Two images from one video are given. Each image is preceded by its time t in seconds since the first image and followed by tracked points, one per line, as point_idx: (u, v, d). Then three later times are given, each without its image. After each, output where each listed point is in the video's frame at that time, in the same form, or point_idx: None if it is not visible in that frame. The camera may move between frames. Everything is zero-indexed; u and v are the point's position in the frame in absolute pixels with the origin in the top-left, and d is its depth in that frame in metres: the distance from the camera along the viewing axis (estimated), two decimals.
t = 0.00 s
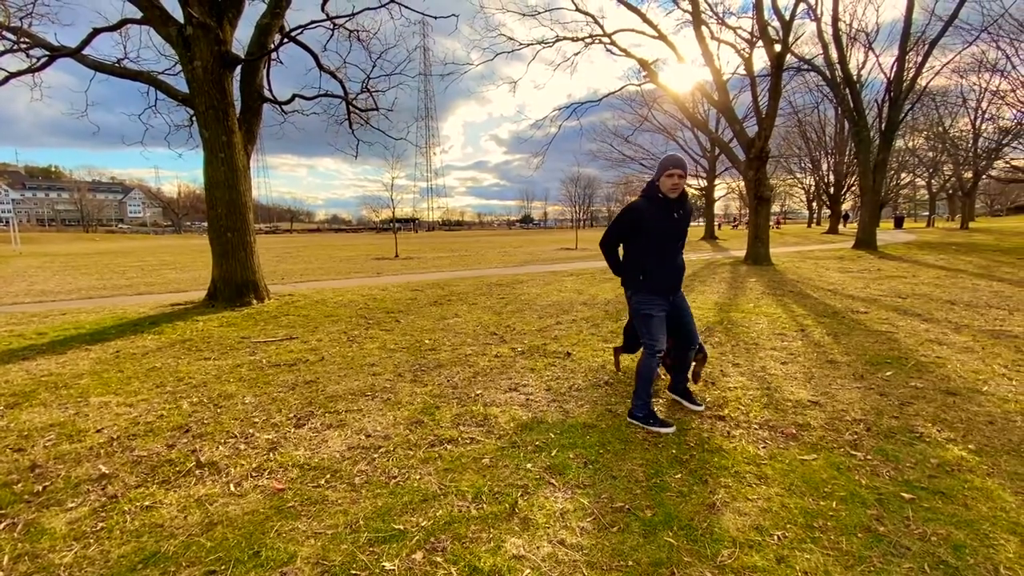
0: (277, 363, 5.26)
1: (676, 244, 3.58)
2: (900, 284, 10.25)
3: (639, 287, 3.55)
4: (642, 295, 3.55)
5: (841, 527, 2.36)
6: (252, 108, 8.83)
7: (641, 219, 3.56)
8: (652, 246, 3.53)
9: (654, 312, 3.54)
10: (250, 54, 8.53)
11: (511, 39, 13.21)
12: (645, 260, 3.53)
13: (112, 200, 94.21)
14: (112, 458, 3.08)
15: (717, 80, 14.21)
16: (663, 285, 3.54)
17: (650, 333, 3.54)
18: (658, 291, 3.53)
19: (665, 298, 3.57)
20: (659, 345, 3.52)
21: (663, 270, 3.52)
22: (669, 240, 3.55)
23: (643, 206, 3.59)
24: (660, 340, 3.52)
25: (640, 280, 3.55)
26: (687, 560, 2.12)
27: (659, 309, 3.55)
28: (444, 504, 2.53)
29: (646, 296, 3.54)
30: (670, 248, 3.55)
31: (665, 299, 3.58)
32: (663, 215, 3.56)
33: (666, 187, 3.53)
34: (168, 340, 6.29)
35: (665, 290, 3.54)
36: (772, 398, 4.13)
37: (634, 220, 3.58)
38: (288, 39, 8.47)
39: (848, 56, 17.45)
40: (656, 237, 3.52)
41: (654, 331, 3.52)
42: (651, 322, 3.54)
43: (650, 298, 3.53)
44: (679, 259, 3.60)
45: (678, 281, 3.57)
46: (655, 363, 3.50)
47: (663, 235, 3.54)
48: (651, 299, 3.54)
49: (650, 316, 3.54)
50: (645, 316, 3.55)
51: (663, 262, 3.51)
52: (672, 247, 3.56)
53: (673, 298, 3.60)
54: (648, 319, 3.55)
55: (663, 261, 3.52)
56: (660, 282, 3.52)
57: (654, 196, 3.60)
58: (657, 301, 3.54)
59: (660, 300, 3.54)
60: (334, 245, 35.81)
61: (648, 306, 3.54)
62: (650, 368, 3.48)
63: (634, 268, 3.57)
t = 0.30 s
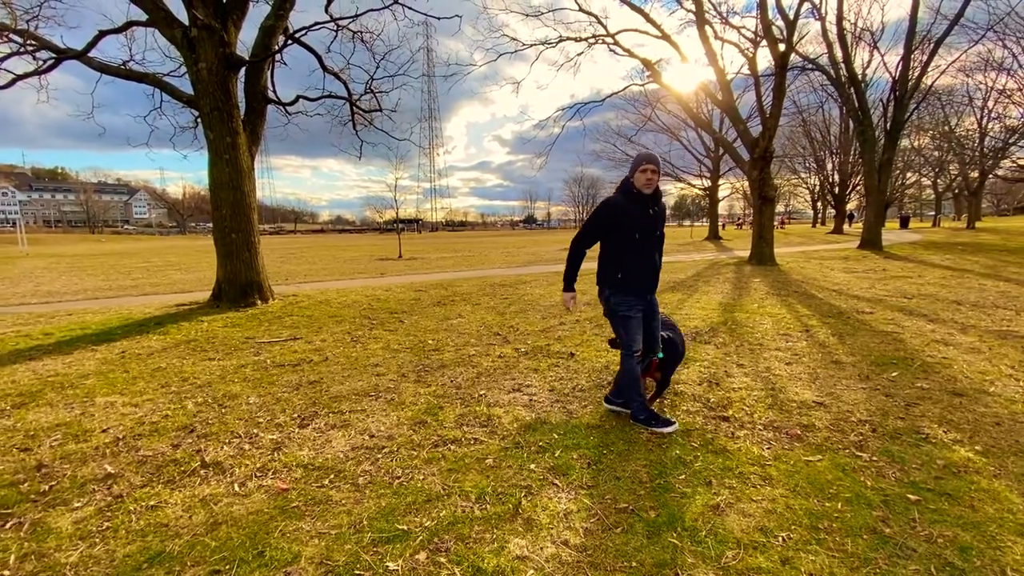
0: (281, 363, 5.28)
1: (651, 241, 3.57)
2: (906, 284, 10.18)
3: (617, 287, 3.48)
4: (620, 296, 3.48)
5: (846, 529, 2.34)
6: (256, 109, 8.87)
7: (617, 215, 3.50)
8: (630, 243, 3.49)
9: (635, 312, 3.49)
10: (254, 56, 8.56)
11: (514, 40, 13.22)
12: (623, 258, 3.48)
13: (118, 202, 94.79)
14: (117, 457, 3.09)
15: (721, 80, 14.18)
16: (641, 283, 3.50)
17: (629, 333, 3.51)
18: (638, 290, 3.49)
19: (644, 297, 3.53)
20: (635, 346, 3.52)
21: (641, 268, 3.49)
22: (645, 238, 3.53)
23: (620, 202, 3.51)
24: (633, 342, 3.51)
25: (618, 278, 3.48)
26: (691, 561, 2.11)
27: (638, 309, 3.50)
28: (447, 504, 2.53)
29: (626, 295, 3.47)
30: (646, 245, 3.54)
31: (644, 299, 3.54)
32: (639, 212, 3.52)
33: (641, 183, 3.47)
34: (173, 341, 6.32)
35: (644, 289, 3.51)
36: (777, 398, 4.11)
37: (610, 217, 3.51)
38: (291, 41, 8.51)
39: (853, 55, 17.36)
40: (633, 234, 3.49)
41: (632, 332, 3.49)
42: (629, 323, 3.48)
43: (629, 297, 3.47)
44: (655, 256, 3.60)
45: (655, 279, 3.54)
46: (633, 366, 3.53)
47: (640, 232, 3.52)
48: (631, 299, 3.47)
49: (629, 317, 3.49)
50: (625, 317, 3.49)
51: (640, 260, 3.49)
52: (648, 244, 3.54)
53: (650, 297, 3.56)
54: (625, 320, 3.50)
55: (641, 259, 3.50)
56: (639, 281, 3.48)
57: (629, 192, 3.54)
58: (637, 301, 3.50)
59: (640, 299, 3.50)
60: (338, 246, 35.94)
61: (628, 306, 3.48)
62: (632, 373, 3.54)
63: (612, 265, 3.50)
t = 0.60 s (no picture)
0: (289, 363, 5.32)
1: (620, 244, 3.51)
2: (918, 285, 10.07)
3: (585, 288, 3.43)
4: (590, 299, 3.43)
5: (855, 532, 2.32)
6: (264, 111, 8.95)
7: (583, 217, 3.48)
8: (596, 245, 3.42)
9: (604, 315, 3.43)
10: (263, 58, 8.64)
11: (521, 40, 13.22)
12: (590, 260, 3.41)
13: (129, 203, 95.89)
14: (128, 456, 3.13)
15: (729, 79, 14.09)
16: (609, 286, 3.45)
17: (615, 337, 3.45)
18: (604, 292, 3.44)
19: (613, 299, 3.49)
20: (629, 347, 3.48)
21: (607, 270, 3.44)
22: (613, 240, 3.47)
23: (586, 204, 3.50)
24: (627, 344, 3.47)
25: (583, 279, 3.42)
26: (697, 563, 2.10)
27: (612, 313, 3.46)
28: (454, 504, 2.54)
29: (594, 297, 3.42)
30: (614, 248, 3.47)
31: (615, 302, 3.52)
32: (607, 215, 3.48)
33: (610, 189, 3.49)
34: (182, 340, 6.39)
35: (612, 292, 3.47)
36: (785, 400, 4.08)
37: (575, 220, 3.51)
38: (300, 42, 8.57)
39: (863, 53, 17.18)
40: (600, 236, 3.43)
41: (619, 335, 3.45)
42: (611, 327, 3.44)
43: (599, 301, 3.43)
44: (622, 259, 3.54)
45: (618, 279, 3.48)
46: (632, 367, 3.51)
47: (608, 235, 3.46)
48: (599, 301, 3.43)
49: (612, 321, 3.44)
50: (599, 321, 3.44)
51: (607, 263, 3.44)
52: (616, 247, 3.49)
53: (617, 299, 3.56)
54: (605, 324, 3.46)
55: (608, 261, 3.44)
56: (604, 282, 3.43)
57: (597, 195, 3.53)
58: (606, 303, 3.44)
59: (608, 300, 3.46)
60: (345, 246, 36.13)
61: (600, 307, 3.43)
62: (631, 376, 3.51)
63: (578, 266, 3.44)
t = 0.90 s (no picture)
0: (300, 361, 5.36)
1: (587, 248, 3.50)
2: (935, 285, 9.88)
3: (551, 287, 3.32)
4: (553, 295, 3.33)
5: (869, 535, 2.29)
6: (276, 112, 9.04)
7: (556, 218, 3.34)
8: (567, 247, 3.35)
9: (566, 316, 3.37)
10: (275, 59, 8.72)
11: (531, 40, 13.21)
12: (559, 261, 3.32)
13: (145, 203, 97.39)
14: (144, 451, 3.18)
15: (741, 77, 13.94)
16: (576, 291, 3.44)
17: (566, 335, 3.38)
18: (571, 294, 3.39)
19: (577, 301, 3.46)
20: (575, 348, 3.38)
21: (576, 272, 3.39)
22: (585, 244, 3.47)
23: (559, 203, 3.36)
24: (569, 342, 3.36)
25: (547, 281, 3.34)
26: (708, 564, 2.09)
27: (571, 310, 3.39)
28: (463, 502, 2.55)
29: (559, 298, 3.34)
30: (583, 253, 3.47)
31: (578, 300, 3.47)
32: (581, 219, 3.42)
33: (584, 191, 3.40)
34: (196, 338, 6.48)
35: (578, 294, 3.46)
36: (797, 401, 4.03)
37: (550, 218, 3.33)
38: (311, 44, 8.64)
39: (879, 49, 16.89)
40: (570, 238, 3.37)
41: (570, 334, 3.37)
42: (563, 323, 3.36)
43: (562, 298, 3.35)
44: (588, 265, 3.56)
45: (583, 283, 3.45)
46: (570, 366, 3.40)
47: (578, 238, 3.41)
48: (564, 301, 3.35)
49: (565, 319, 3.37)
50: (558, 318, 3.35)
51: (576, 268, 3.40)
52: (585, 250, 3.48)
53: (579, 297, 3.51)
54: (560, 321, 3.38)
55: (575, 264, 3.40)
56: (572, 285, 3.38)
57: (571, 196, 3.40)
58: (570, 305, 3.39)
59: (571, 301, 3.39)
60: (356, 245, 36.35)
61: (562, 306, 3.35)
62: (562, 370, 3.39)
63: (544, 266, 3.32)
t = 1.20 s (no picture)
0: (314, 358, 5.42)
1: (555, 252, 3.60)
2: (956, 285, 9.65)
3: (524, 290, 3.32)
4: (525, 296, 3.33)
5: (886, 539, 2.24)
6: (291, 111, 9.14)
7: (531, 222, 3.35)
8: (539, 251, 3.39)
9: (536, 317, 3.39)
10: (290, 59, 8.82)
11: (543, 38, 13.18)
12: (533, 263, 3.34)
13: (163, 202, 99.24)
14: (161, 446, 3.25)
15: (757, 73, 13.75)
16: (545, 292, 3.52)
17: (533, 333, 3.39)
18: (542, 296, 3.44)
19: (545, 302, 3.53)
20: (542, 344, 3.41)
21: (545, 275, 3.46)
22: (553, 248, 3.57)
23: (533, 207, 3.37)
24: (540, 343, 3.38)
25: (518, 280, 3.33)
26: (720, 566, 2.07)
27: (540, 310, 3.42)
28: (473, 500, 2.55)
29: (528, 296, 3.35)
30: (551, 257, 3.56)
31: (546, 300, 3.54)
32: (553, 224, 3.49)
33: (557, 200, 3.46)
34: (213, 335, 6.59)
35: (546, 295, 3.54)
36: (813, 402, 3.97)
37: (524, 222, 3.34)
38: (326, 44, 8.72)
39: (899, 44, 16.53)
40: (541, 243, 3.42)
41: (537, 331, 3.39)
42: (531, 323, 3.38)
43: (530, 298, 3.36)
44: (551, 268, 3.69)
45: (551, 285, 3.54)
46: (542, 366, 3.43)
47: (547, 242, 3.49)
48: (533, 300, 3.37)
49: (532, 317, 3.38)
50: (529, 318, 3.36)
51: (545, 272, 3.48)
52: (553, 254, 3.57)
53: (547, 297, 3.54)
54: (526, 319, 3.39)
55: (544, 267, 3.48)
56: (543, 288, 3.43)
57: (545, 201, 3.42)
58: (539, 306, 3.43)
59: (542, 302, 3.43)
60: (369, 244, 36.65)
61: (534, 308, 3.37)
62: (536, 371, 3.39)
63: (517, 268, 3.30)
